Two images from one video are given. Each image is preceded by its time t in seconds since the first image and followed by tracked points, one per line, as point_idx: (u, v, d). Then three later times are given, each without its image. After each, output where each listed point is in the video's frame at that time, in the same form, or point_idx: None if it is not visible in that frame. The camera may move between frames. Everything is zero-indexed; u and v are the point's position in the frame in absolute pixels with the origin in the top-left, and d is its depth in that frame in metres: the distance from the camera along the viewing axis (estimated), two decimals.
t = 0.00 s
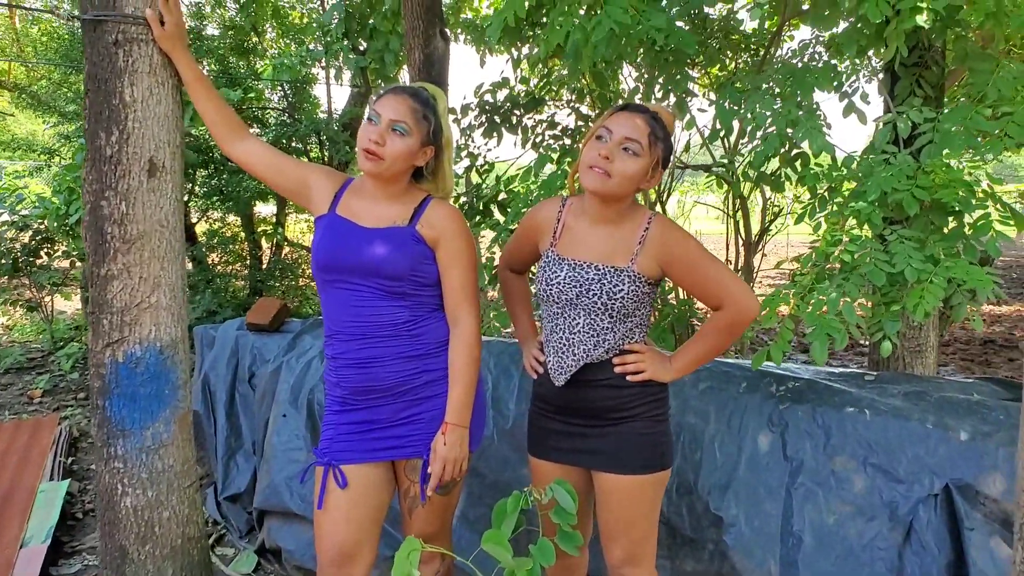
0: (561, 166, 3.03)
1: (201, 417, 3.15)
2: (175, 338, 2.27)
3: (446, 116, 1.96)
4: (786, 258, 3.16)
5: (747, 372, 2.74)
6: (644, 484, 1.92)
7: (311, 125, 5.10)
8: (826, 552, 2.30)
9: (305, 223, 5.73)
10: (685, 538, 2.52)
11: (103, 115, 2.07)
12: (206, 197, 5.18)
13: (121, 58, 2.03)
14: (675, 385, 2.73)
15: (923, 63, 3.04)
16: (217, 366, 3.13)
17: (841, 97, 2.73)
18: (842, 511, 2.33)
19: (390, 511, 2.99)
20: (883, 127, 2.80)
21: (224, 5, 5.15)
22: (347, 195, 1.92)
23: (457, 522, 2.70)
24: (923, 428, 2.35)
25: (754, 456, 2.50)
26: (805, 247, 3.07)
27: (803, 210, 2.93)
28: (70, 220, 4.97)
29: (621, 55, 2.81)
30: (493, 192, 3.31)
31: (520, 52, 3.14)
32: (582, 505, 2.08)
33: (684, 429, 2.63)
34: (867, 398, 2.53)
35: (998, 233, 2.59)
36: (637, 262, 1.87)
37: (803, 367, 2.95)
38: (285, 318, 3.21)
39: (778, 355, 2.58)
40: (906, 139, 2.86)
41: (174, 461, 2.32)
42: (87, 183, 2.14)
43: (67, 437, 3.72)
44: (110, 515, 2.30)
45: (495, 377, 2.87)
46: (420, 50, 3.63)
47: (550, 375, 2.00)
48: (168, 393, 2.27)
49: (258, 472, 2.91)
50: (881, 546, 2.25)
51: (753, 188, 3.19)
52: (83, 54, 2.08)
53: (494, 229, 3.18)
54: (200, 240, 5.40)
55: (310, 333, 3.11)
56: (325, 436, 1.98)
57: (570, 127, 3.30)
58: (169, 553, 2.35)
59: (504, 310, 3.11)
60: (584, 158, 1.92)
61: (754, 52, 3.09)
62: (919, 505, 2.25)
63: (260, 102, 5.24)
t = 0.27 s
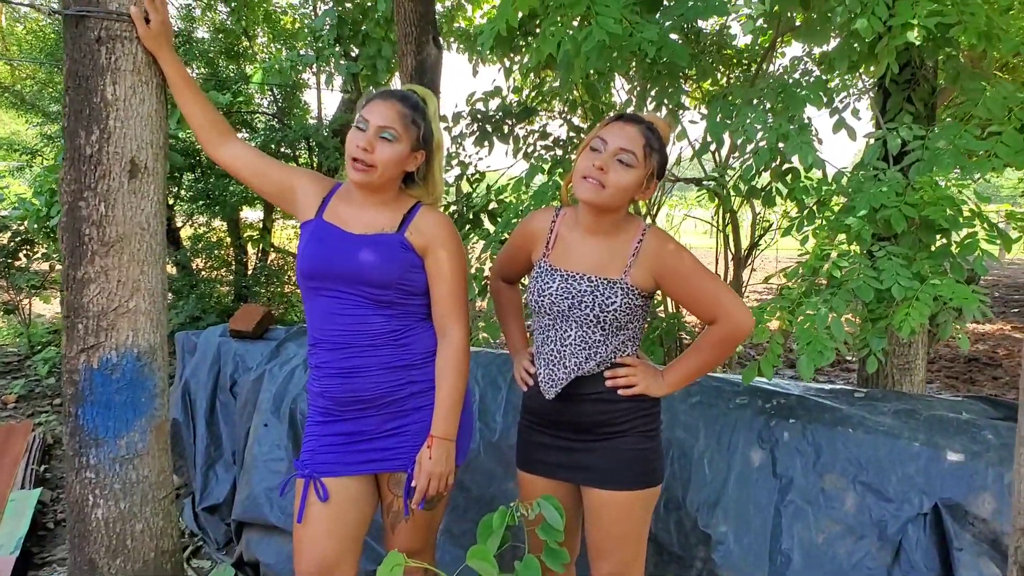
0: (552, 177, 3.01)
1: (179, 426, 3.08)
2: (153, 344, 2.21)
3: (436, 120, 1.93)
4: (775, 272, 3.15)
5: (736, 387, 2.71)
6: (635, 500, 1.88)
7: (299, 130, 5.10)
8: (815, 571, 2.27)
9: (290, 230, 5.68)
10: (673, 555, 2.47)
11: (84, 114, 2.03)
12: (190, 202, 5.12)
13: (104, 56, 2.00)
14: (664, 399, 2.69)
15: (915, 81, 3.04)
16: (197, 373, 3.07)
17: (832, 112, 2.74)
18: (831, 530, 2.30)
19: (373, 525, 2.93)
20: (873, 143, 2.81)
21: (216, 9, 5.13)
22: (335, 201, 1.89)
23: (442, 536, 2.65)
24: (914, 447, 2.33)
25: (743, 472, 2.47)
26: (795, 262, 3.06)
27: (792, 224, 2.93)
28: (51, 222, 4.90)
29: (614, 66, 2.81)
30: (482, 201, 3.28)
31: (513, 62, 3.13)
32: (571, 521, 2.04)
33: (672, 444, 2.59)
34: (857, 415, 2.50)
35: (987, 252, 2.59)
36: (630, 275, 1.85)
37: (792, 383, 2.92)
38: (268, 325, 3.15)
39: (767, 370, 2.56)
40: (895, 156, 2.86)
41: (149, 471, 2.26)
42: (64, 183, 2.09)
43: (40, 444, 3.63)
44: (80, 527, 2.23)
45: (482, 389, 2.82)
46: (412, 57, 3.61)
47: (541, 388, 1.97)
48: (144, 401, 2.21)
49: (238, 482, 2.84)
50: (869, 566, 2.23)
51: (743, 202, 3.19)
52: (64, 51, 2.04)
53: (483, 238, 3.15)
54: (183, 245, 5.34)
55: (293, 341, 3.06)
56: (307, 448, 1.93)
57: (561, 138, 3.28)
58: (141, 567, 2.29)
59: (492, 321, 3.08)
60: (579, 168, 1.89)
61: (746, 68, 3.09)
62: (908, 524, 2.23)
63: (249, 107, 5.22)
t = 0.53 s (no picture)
0: (546, 188, 3.01)
1: (175, 444, 3.06)
2: (147, 361, 2.20)
3: (431, 132, 1.93)
4: (771, 280, 3.13)
5: (736, 397, 2.69)
6: (635, 511, 1.85)
7: (293, 146, 5.13)
8: None
9: (284, 245, 5.68)
10: (674, 568, 2.44)
11: (76, 131, 2.03)
12: (185, 218, 5.14)
13: (95, 72, 2.00)
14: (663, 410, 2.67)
15: (908, 85, 3.03)
16: (192, 391, 3.05)
17: (826, 117, 2.71)
18: (835, 541, 2.26)
19: (371, 541, 2.91)
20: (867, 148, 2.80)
21: (207, 26, 5.16)
22: (330, 214, 1.88)
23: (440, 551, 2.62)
24: (916, 455, 2.29)
25: (744, 483, 2.44)
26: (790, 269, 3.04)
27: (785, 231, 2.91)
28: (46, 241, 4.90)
29: (606, 76, 2.80)
30: (476, 214, 3.28)
31: (504, 75, 3.14)
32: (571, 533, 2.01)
33: (671, 455, 2.56)
34: (857, 423, 2.47)
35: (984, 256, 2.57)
36: (627, 284, 1.84)
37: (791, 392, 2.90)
38: (263, 341, 3.13)
39: (763, 376, 2.56)
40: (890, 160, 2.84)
41: (145, 490, 2.24)
42: (57, 200, 2.09)
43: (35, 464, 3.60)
44: (75, 547, 2.21)
45: (479, 403, 2.80)
46: (403, 70, 3.62)
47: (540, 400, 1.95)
48: (139, 419, 2.20)
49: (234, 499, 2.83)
50: None
51: (737, 210, 3.17)
52: (55, 69, 2.04)
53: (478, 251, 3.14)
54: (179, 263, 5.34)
55: (289, 356, 3.05)
56: (304, 463, 1.92)
57: (554, 149, 3.30)
58: None
59: (488, 334, 3.06)
60: (572, 178, 1.88)
61: (738, 77, 3.09)
62: (912, 534, 2.19)
63: (240, 124, 5.21)
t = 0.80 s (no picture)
0: (544, 191, 3.02)
1: (175, 448, 3.06)
2: (147, 365, 2.21)
3: (439, 128, 1.94)
4: (770, 283, 3.13)
5: (736, 399, 2.69)
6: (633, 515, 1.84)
7: (291, 150, 5.14)
8: None
9: (284, 249, 5.69)
10: (674, 571, 2.44)
11: (74, 135, 2.03)
12: (184, 223, 5.14)
13: (93, 77, 2.01)
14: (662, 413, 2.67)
15: (907, 87, 3.04)
16: (192, 395, 3.05)
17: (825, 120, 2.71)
18: (834, 543, 2.26)
19: (370, 543, 2.91)
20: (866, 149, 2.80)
21: (206, 31, 5.21)
22: (341, 216, 1.89)
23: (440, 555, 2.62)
24: (915, 456, 2.29)
25: (743, 485, 2.44)
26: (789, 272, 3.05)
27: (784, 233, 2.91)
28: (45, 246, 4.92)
29: (604, 80, 2.81)
30: (475, 217, 3.28)
31: (502, 79, 3.15)
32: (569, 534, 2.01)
33: (670, 458, 2.56)
34: (856, 425, 2.47)
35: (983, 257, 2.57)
36: (628, 280, 1.83)
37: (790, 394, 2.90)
38: (262, 345, 3.14)
39: (762, 373, 2.58)
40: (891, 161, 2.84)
41: (145, 493, 2.24)
42: (56, 205, 2.09)
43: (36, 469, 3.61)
44: (76, 551, 2.22)
45: (478, 406, 2.80)
46: (401, 74, 3.62)
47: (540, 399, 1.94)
48: (138, 422, 2.20)
49: (233, 503, 2.84)
50: None
51: (736, 213, 3.18)
52: (53, 73, 2.05)
53: (478, 255, 3.14)
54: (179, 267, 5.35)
55: (288, 361, 3.06)
56: (303, 463, 1.91)
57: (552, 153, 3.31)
58: None
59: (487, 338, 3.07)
60: (563, 181, 1.89)
61: (736, 79, 3.10)
62: (912, 536, 2.19)
63: (239, 128, 5.18)
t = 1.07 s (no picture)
0: (541, 192, 3.04)
1: (177, 456, 3.06)
2: (147, 374, 2.21)
3: (448, 137, 1.95)
4: (768, 279, 3.15)
5: (736, 395, 2.69)
6: (636, 511, 1.85)
7: (287, 156, 5.15)
8: None
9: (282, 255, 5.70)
10: (678, 566, 2.45)
11: (69, 146, 2.03)
12: (181, 231, 5.14)
13: (88, 87, 2.01)
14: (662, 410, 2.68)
15: (900, 80, 3.05)
16: (192, 402, 3.05)
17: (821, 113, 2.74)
18: (836, 535, 2.27)
19: (374, 547, 2.91)
20: (862, 142, 2.81)
21: (199, 38, 5.23)
22: (344, 219, 1.90)
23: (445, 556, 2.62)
24: (915, 447, 2.30)
25: (744, 480, 2.45)
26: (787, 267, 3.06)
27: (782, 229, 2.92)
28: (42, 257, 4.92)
29: (599, 79, 2.81)
30: (472, 219, 3.29)
31: (496, 80, 3.16)
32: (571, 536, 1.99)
33: (672, 455, 2.57)
34: (856, 417, 2.48)
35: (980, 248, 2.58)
36: (621, 270, 1.84)
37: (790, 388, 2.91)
38: (263, 351, 3.13)
39: (769, 369, 2.60)
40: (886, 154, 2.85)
41: (148, 501, 2.24)
42: (53, 216, 2.09)
43: (40, 480, 3.61)
44: (80, 560, 2.22)
45: (479, 407, 2.80)
46: (396, 78, 3.62)
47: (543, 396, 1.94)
48: (140, 431, 2.20)
49: (237, 509, 2.84)
50: (876, 570, 2.20)
51: (733, 209, 3.19)
52: (47, 84, 2.05)
53: (475, 256, 3.15)
54: (177, 275, 5.35)
55: (289, 366, 3.06)
56: (303, 469, 1.91)
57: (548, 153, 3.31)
58: None
59: (487, 339, 3.07)
60: (561, 194, 1.89)
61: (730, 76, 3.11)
62: (913, 526, 2.20)
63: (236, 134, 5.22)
